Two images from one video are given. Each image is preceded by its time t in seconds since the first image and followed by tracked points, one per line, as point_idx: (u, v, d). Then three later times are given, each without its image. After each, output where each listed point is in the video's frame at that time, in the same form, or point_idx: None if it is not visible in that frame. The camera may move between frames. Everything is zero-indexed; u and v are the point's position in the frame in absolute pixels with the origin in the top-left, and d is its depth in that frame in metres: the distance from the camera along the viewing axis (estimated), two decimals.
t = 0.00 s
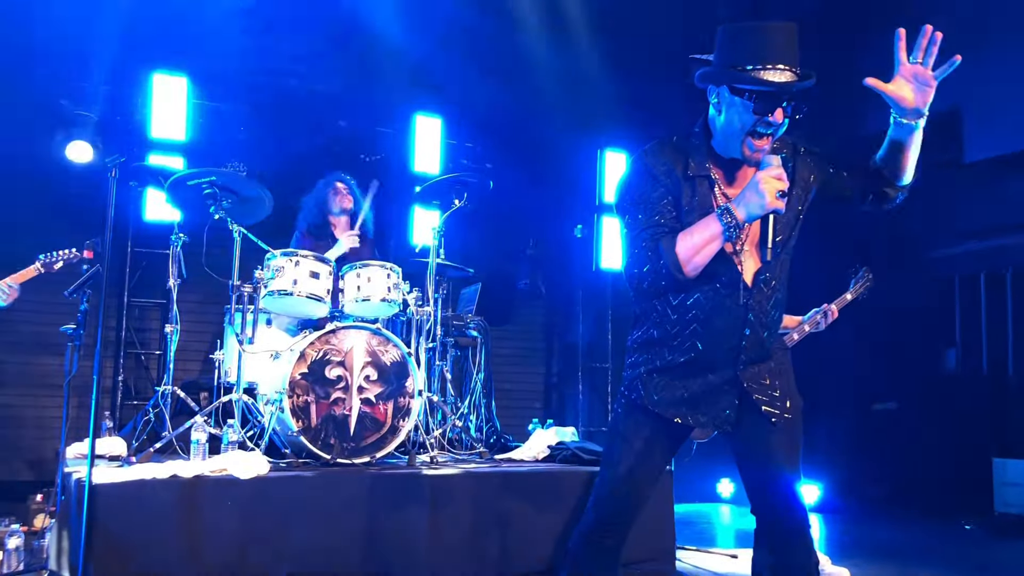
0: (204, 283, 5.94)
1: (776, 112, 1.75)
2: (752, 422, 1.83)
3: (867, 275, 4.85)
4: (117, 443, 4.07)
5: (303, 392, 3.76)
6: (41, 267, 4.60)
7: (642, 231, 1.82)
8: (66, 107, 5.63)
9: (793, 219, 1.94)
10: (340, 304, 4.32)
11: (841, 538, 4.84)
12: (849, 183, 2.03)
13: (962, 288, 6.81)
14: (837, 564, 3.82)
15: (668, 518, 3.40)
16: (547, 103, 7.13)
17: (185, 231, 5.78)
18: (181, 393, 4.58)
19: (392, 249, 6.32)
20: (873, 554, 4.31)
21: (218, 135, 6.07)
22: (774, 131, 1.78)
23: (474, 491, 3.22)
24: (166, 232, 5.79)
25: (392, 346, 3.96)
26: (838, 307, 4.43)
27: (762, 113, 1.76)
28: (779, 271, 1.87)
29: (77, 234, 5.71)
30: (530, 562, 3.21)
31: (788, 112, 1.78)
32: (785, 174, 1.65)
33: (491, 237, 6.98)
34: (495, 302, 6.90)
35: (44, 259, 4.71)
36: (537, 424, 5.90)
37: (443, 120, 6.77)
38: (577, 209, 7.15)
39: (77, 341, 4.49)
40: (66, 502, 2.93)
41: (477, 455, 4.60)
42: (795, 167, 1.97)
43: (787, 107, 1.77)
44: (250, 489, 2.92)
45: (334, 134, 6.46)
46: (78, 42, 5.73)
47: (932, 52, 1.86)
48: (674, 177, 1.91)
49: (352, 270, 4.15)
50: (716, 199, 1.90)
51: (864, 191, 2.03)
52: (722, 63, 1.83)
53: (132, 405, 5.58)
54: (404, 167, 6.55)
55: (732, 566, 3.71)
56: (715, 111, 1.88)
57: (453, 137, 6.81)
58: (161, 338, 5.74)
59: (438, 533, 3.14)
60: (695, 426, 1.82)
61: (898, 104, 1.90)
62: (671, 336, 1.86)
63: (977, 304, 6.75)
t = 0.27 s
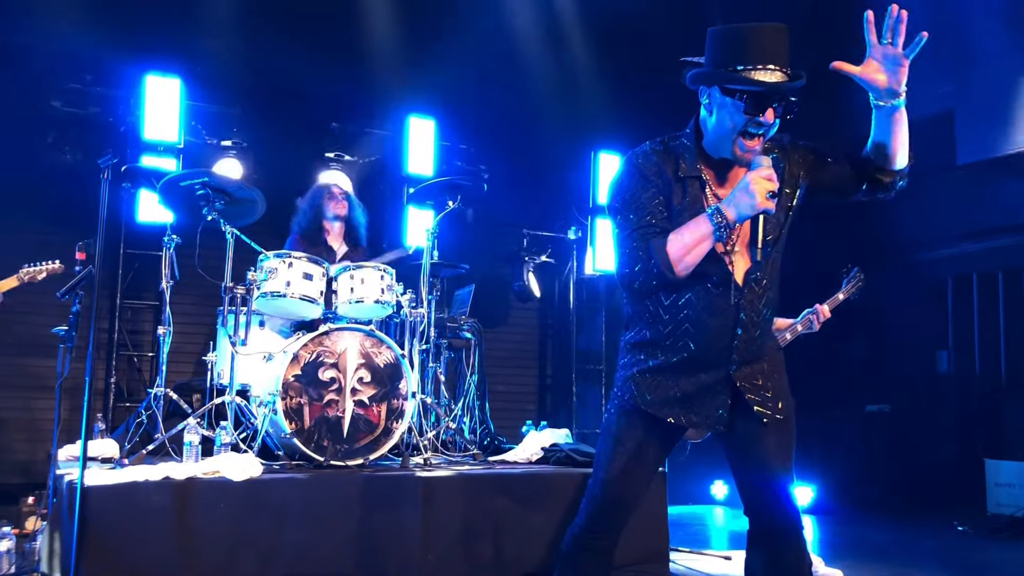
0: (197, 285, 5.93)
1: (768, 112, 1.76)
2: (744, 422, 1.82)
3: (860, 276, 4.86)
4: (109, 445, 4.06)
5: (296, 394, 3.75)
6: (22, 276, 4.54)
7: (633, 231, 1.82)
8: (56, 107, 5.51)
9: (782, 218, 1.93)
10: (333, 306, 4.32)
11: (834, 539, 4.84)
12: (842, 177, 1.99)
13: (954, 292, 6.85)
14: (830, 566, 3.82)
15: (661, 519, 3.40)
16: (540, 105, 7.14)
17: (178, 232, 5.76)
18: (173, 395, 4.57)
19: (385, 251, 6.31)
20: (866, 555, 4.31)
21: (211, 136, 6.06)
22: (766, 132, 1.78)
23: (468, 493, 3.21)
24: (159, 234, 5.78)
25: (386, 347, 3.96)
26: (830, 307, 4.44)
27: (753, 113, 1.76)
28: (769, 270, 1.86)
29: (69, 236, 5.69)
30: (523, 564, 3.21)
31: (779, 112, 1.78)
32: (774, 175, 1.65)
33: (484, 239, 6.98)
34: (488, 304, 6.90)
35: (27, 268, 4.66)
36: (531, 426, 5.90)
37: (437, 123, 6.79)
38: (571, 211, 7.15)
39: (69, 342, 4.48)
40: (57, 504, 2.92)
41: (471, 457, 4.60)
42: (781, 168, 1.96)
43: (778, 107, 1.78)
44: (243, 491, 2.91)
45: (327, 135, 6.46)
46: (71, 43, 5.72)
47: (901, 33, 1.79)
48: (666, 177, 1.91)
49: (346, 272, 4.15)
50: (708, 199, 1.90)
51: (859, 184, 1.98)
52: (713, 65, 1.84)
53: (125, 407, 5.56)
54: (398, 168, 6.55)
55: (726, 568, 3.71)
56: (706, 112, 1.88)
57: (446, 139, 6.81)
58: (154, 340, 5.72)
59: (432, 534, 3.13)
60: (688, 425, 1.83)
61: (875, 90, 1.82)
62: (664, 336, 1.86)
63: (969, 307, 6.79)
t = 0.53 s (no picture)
0: (192, 286, 5.91)
1: (759, 111, 1.76)
2: (739, 422, 1.82)
3: (854, 275, 4.87)
4: (104, 447, 4.05)
5: (291, 395, 3.74)
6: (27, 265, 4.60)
7: (626, 230, 1.83)
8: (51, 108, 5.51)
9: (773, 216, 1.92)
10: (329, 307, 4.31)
11: (830, 539, 4.84)
12: (832, 169, 1.99)
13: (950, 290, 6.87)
14: (826, 567, 3.83)
15: (657, 520, 3.40)
16: (535, 106, 7.14)
17: (173, 233, 5.75)
18: (169, 397, 4.56)
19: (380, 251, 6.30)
20: (862, 555, 4.31)
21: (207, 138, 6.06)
22: (758, 131, 1.79)
23: (464, 494, 3.21)
24: (154, 235, 5.77)
25: (382, 348, 3.96)
26: (825, 306, 4.45)
27: (745, 113, 1.77)
28: (762, 269, 1.87)
29: (64, 237, 5.69)
30: (519, 565, 3.21)
31: (771, 111, 1.79)
32: (765, 173, 1.66)
33: (480, 240, 6.97)
34: (484, 305, 6.90)
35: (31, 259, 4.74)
36: (527, 426, 5.90)
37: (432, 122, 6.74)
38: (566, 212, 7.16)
39: (64, 344, 4.47)
40: (52, 506, 2.92)
41: (466, 458, 4.59)
42: (774, 166, 1.94)
43: (770, 106, 1.78)
44: (239, 492, 2.90)
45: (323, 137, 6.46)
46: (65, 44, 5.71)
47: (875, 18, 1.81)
48: (659, 177, 1.92)
49: (342, 273, 4.16)
50: (699, 198, 1.90)
51: (851, 174, 1.98)
52: (705, 64, 1.85)
53: (120, 409, 5.55)
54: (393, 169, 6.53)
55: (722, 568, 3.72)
56: (699, 112, 1.89)
57: (441, 139, 6.72)
58: (149, 342, 5.71)
59: (428, 536, 3.13)
60: (683, 425, 1.83)
61: (854, 74, 1.84)
62: (658, 335, 1.86)
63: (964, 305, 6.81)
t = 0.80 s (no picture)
0: (190, 287, 5.91)
1: (754, 107, 1.76)
2: (737, 418, 1.82)
3: (852, 272, 4.87)
4: (102, 448, 4.04)
5: (290, 396, 3.74)
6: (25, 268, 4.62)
7: (621, 227, 1.82)
8: (47, 109, 5.51)
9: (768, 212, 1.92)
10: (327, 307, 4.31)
11: (829, 538, 4.85)
12: (825, 161, 1.97)
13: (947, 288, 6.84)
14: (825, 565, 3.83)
15: (656, 520, 3.41)
16: (532, 106, 7.15)
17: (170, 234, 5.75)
18: (167, 398, 4.56)
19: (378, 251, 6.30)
20: (861, 553, 4.32)
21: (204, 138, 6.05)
22: (753, 127, 1.79)
23: (462, 494, 3.21)
24: (151, 235, 5.76)
25: (380, 349, 3.96)
26: (823, 304, 4.45)
27: (740, 108, 1.77)
28: (758, 264, 1.87)
29: (62, 238, 5.68)
30: (517, 565, 3.21)
31: (766, 107, 1.79)
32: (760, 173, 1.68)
33: (478, 239, 6.96)
34: (482, 304, 6.90)
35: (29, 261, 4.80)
36: (525, 426, 5.90)
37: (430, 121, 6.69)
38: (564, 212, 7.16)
39: (62, 345, 4.46)
40: (50, 508, 2.91)
41: (465, 458, 4.59)
42: (768, 163, 1.95)
43: (764, 102, 1.78)
44: (237, 493, 2.90)
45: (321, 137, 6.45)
46: (61, 44, 5.70)
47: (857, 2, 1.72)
48: (655, 174, 1.91)
49: (339, 273, 4.15)
50: (694, 195, 1.90)
51: (846, 163, 1.96)
52: (698, 61, 1.84)
53: (118, 410, 5.54)
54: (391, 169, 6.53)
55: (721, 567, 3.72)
56: (693, 109, 1.88)
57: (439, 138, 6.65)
58: (147, 342, 5.70)
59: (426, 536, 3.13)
60: (682, 421, 1.82)
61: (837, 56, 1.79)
62: (656, 332, 1.86)
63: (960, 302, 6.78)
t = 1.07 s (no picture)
0: (187, 286, 5.91)
1: (742, 103, 1.77)
2: (731, 415, 1.82)
3: (848, 270, 4.88)
4: (98, 447, 4.04)
5: (286, 395, 3.73)
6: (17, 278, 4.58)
7: (613, 225, 1.82)
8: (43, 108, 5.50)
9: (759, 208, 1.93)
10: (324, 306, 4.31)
11: (825, 536, 4.85)
12: (817, 152, 1.97)
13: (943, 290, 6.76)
14: (821, 564, 3.83)
15: (654, 519, 3.41)
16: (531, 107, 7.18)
17: (167, 233, 5.74)
18: (164, 397, 4.55)
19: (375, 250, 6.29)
20: (858, 552, 4.32)
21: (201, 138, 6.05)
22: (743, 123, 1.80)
23: (458, 493, 3.21)
24: (148, 235, 5.76)
25: (376, 348, 3.97)
26: (820, 301, 4.46)
27: (729, 104, 1.78)
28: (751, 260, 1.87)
29: (59, 238, 5.67)
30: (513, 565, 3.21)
31: (755, 103, 1.80)
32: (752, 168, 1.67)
33: (475, 239, 6.96)
34: (479, 304, 6.90)
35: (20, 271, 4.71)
36: (522, 426, 5.90)
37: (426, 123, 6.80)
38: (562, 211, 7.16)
39: (58, 344, 4.46)
40: (47, 507, 2.91)
41: (462, 457, 4.59)
42: (759, 158, 1.96)
43: (754, 98, 1.79)
44: (234, 492, 2.90)
45: (317, 136, 6.45)
46: (58, 43, 5.68)
47: None
48: (647, 172, 1.91)
49: (336, 272, 4.15)
50: (686, 192, 1.90)
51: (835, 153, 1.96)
52: (688, 59, 1.84)
53: (114, 410, 5.53)
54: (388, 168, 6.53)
55: (718, 567, 3.72)
56: (684, 106, 1.90)
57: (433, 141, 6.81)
58: (143, 342, 5.69)
59: (423, 535, 3.13)
60: (676, 418, 1.82)
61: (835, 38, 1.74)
62: (650, 329, 1.86)
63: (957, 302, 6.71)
